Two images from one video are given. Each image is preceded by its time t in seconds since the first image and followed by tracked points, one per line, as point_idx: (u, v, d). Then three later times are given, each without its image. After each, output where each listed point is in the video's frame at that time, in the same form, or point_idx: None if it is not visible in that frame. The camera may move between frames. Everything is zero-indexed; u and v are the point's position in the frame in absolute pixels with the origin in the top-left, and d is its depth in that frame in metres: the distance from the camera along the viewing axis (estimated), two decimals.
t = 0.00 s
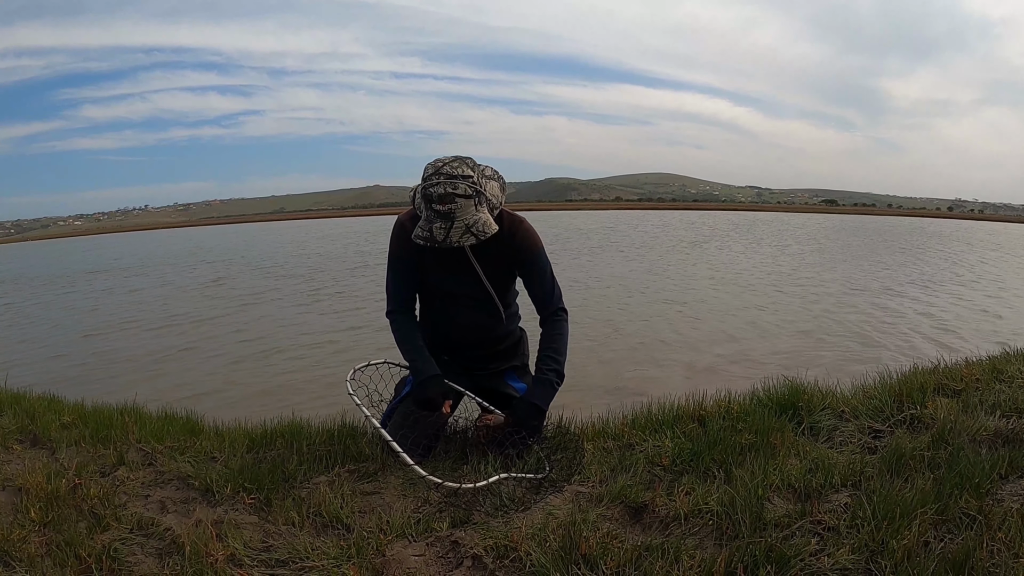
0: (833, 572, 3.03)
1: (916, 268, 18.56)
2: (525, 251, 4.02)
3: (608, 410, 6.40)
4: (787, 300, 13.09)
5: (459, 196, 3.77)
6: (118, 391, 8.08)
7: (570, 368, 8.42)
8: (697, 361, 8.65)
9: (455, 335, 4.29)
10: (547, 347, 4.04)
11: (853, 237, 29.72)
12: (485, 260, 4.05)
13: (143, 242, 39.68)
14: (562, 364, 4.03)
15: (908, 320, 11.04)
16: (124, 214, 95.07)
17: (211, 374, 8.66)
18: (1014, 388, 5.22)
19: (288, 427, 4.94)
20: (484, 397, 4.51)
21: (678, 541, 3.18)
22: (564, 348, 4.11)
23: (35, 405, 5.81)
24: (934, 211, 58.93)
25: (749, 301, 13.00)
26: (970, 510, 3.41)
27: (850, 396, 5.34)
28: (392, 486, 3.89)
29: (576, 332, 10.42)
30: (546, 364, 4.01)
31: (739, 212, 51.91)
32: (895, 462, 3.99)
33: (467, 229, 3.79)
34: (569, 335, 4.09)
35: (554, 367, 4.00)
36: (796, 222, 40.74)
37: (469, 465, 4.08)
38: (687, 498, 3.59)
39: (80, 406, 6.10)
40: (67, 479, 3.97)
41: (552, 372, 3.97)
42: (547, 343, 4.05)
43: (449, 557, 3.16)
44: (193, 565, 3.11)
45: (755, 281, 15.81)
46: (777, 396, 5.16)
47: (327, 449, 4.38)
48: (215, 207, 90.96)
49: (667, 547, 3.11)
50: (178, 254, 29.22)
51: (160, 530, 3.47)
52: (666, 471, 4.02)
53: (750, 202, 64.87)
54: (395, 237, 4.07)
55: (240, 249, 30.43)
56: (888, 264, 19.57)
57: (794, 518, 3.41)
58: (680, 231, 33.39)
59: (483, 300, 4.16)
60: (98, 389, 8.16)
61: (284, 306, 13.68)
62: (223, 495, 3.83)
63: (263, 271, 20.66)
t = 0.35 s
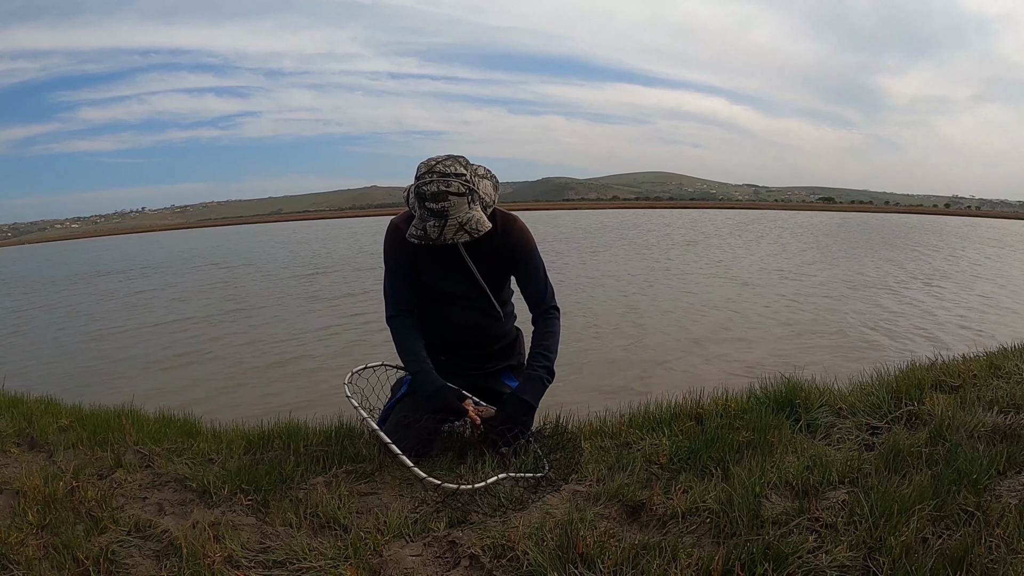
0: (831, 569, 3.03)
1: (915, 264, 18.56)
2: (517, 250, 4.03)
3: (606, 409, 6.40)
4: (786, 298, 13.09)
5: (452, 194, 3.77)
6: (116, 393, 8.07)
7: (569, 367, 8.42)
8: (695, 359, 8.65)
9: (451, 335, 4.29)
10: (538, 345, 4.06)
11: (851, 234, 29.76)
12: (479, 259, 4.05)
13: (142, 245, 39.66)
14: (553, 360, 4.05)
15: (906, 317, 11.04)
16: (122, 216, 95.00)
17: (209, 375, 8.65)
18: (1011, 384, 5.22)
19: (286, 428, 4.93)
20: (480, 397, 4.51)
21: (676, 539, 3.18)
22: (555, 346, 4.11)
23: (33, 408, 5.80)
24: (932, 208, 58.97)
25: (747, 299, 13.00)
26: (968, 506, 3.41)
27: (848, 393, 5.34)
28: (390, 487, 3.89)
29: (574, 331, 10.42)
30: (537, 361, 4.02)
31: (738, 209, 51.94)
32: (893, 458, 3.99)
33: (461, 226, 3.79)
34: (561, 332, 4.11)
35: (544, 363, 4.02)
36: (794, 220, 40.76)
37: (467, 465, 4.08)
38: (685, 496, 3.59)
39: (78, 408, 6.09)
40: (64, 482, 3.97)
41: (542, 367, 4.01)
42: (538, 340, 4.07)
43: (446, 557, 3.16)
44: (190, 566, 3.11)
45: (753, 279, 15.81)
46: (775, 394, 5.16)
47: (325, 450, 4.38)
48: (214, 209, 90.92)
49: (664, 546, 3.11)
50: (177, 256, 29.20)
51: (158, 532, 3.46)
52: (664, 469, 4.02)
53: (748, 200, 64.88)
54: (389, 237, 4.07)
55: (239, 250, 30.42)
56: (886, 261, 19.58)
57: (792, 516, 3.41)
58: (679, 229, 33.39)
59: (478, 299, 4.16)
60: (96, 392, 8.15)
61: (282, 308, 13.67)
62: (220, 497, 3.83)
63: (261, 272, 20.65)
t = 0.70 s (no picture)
0: (833, 572, 3.03)
1: (916, 268, 18.54)
2: (519, 251, 4.04)
3: (606, 411, 6.40)
4: (787, 301, 13.09)
5: (455, 194, 3.78)
6: (117, 391, 8.07)
7: (569, 368, 8.42)
8: (695, 361, 8.64)
9: (452, 336, 4.28)
10: (541, 347, 4.06)
11: (853, 237, 29.75)
12: (480, 259, 4.05)
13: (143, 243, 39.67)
14: (556, 363, 4.04)
15: (907, 321, 11.03)
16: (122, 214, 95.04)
17: (210, 374, 8.65)
18: (1013, 388, 5.22)
19: (287, 427, 4.93)
20: (481, 398, 4.51)
21: (677, 541, 3.18)
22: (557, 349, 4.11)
23: (34, 405, 5.81)
24: (934, 211, 58.93)
25: (748, 302, 13.00)
26: (970, 511, 3.40)
27: (850, 396, 5.33)
28: (391, 487, 3.89)
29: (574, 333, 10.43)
30: (539, 362, 4.02)
31: (740, 212, 51.91)
32: (894, 462, 3.98)
33: (464, 227, 3.80)
34: (563, 334, 4.11)
35: (548, 366, 4.01)
36: (796, 223, 40.74)
37: (468, 466, 4.08)
38: (686, 498, 3.59)
39: (79, 406, 6.10)
40: (66, 480, 3.97)
41: (547, 371, 3.99)
42: (540, 342, 4.08)
43: (448, 558, 3.16)
44: (191, 566, 3.11)
45: (754, 281, 15.81)
46: (777, 397, 5.15)
47: (326, 450, 4.38)
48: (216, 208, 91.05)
49: (665, 548, 3.10)
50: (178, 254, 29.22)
51: (158, 531, 3.46)
52: (665, 471, 4.02)
53: (749, 203, 64.84)
54: (390, 238, 4.06)
55: (241, 249, 30.45)
56: (887, 264, 19.57)
57: (793, 519, 3.41)
58: (680, 231, 33.40)
59: (479, 300, 4.16)
60: (96, 390, 8.15)
61: (283, 307, 13.68)
62: (221, 496, 3.83)
63: (262, 271, 20.66)
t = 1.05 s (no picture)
0: None
1: (917, 271, 18.55)
2: (522, 252, 4.05)
3: (608, 413, 6.41)
4: (787, 304, 13.10)
5: (458, 197, 3.76)
6: (118, 390, 8.08)
7: (570, 370, 8.42)
8: (696, 364, 8.66)
9: (454, 337, 4.29)
10: (546, 348, 4.07)
11: (853, 240, 29.77)
12: (483, 261, 4.06)
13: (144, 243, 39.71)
14: (559, 364, 4.06)
15: (908, 324, 11.03)
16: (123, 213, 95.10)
17: (211, 374, 8.65)
18: (1014, 392, 5.22)
19: (288, 427, 4.94)
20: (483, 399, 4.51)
21: (678, 543, 3.18)
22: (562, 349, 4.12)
23: (36, 404, 5.82)
24: (935, 215, 58.94)
25: (749, 304, 13.01)
26: (971, 514, 3.40)
27: (851, 400, 5.34)
28: (392, 488, 3.89)
29: (575, 335, 10.44)
30: (543, 363, 4.02)
31: (741, 215, 51.95)
32: (896, 466, 3.98)
33: (467, 230, 3.81)
34: (567, 335, 4.13)
35: (551, 366, 4.01)
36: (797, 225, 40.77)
37: (470, 468, 4.07)
38: (687, 501, 3.59)
39: (80, 405, 6.11)
40: (67, 479, 3.97)
41: (551, 372, 3.98)
42: (545, 342, 4.09)
43: (449, 560, 3.16)
44: (193, 566, 3.12)
45: (755, 284, 15.82)
46: (778, 400, 5.16)
47: (327, 450, 4.38)
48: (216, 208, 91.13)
49: (667, 550, 3.10)
50: (179, 254, 29.25)
51: (159, 530, 3.46)
52: (667, 474, 4.02)
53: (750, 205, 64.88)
54: (392, 241, 4.06)
55: (242, 249, 30.50)
56: (888, 267, 19.58)
57: (794, 522, 3.41)
58: (681, 233, 33.39)
59: (481, 301, 4.16)
60: (97, 389, 8.15)
61: (283, 307, 13.68)
62: (222, 496, 3.83)
63: (264, 271, 20.69)
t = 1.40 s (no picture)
0: None
1: (916, 273, 18.56)
2: (522, 249, 4.10)
3: (607, 413, 6.41)
4: (786, 304, 13.10)
5: (466, 198, 3.78)
6: (117, 389, 8.08)
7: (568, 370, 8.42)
8: (695, 364, 8.66)
9: (455, 337, 4.28)
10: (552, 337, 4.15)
11: (853, 241, 29.77)
12: (486, 261, 4.08)
13: (144, 241, 39.71)
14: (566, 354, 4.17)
15: (907, 325, 11.03)
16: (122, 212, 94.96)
17: (210, 373, 8.64)
18: (1012, 394, 5.22)
19: (287, 427, 4.93)
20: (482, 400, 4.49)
21: (677, 544, 3.17)
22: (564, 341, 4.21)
23: (34, 402, 5.81)
24: (934, 215, 58.91)
25: (748, 305, 13.01)
26: (969, 516, 3.41)
27: (850, 400, 5.34)
28: (391, 487, 3.88)
29: (574, 335, 10.45)
30: (553, 351, 4.12)
31: (741, 215, 51.89)
32: (894, 466, 3.99)
33: (475, 230, 3.83)
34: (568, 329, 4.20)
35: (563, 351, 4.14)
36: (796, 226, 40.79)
37: (469, 468, 4.06)
38: (686, 501, 3.59)
39: (78, 404, 6.11)
40: (65, 477, 3.97)
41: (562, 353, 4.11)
42: (548, 335, 4.16)
43: (447, 559, 3.16)
44: (191, 565, 3.11)
45: (755, 285, 15.82)
46: (777, 400, 5.16)
47: (327, 450, 4.38)
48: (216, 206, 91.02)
49: (665, 550, 3.10)
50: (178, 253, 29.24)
51: (158, 529, 3.46)
52: (666, 474, 4.02)
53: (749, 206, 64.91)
54: (393, 239, 4.04)
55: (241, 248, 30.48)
56: (887, 268, 19.57)
57: (793, 522, 3.41)
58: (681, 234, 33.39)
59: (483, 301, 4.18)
60: (95, 388, 8.14)
61: (282, 306, 13.67)
62: (221, 495, 3.83)
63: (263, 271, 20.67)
